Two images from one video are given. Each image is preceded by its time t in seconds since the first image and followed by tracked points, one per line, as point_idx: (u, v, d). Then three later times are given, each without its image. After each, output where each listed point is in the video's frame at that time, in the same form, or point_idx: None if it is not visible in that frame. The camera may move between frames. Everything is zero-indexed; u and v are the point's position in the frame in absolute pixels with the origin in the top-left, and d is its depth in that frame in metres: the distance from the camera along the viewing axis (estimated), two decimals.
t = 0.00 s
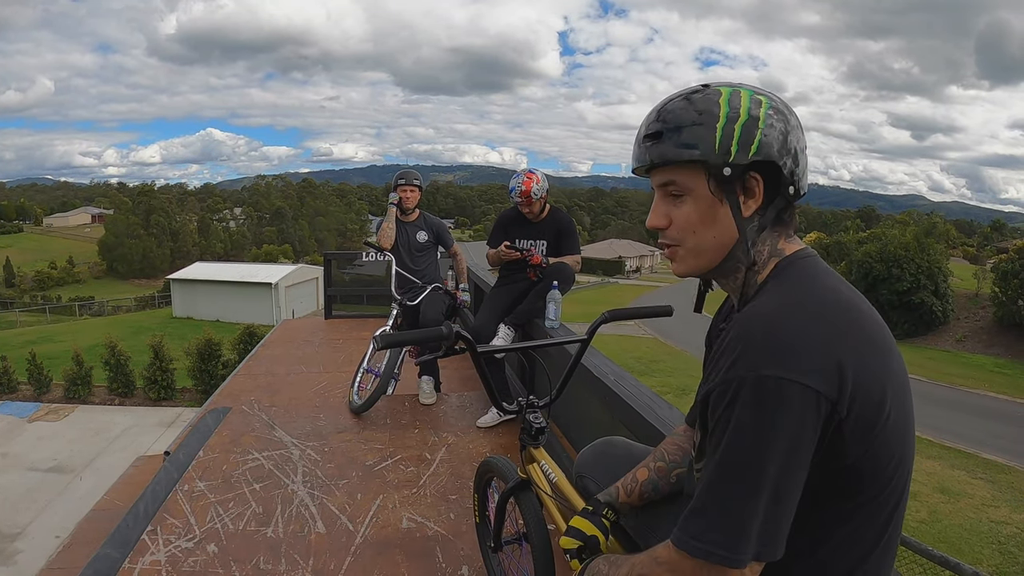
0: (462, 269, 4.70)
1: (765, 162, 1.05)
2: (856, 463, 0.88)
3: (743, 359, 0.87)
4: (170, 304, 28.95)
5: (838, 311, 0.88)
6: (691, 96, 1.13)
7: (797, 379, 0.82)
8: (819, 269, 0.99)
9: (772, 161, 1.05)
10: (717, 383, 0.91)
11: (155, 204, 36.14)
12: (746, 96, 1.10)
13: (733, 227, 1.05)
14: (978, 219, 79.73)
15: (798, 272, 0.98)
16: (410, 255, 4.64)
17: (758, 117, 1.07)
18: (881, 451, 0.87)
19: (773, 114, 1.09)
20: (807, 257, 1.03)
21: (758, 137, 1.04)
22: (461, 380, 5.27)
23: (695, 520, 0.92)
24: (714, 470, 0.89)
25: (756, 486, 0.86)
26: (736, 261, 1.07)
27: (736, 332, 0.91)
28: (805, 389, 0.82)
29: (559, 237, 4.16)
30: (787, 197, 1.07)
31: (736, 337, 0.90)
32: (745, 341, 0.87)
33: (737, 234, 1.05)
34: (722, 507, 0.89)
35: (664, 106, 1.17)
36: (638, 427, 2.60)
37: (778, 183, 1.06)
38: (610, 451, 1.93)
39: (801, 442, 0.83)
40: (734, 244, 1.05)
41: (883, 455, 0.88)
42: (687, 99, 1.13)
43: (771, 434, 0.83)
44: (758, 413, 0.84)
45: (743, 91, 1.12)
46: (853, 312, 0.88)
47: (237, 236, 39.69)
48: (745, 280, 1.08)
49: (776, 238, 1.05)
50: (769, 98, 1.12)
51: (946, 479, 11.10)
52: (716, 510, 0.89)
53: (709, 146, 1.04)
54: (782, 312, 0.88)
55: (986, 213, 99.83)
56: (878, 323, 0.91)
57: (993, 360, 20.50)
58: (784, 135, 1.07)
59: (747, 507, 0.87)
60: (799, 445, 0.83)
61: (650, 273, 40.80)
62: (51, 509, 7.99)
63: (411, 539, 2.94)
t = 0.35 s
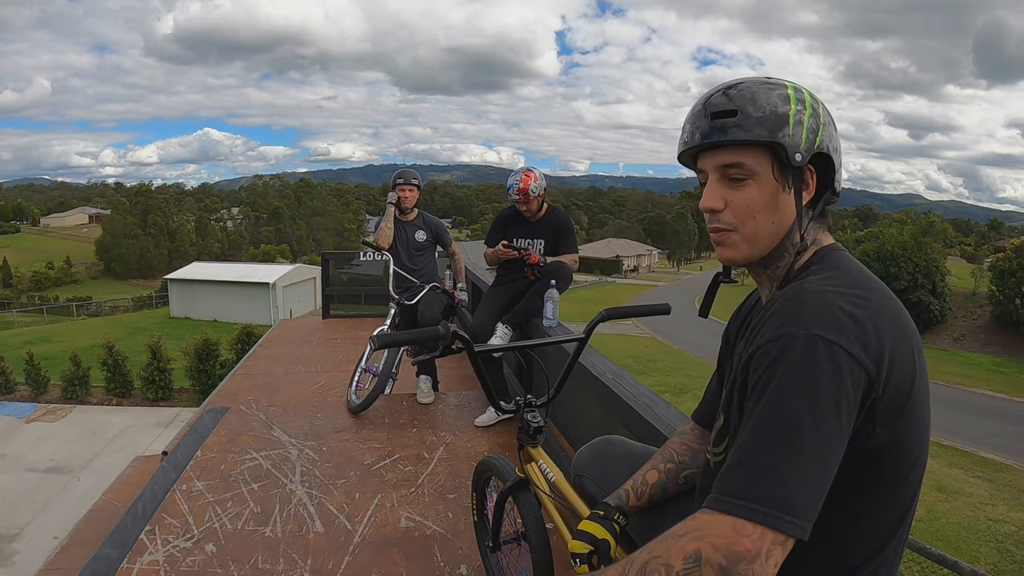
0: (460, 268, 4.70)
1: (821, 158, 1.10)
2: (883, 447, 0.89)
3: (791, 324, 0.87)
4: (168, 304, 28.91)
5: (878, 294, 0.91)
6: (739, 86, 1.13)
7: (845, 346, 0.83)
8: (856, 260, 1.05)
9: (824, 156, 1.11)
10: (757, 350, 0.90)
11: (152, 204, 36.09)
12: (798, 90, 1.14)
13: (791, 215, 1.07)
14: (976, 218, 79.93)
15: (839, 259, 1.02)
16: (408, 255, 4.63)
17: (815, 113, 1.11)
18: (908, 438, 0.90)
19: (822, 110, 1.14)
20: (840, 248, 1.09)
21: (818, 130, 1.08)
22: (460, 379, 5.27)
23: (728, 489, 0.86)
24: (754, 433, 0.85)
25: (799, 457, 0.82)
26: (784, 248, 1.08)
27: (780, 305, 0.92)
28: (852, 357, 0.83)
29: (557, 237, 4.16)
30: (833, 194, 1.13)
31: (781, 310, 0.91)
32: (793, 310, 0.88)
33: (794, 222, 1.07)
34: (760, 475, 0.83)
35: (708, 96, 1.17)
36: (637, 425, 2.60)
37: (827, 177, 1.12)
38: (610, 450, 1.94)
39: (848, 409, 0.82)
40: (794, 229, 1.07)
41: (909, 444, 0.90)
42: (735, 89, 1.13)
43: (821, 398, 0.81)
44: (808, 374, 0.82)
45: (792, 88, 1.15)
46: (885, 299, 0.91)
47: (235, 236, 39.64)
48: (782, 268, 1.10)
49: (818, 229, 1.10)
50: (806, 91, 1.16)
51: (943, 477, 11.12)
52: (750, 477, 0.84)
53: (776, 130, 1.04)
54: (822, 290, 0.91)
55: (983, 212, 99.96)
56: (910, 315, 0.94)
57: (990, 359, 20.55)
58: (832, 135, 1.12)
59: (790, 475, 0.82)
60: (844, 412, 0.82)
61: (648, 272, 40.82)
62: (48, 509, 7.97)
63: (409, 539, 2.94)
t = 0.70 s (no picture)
0: (456, 267, 4.69)
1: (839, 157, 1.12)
2: (890, 439, 0.90)
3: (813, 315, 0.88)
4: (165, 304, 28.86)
5: (885, 290, 0.94)
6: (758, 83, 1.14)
7: (867, 331, 0.85)
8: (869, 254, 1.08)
9: (842, 151, 1.14)
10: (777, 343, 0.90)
11: (149, 203, 35.99)
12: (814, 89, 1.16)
13: (811, 210, 1.09)
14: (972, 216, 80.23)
15: (852, 254, 1.05)
16: (404, 254, 4.62)
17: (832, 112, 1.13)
18: (914, 434, 0.92)
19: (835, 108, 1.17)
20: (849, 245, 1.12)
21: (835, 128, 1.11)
22: (456, 378, 5.26)
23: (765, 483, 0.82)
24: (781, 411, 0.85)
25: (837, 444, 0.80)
26: (805, 242, 1.11)
27: (795, 297, 0.93)
28: (873, 343, 0.85)
29: (553, 235, 4.14)
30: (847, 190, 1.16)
31: (798, 302, 0.92)
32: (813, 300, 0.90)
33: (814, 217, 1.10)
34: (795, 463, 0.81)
35: (724, 93, 1.18)
36: (632, 424, 2.61)
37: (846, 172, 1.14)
38: (604, 450, 1.94)
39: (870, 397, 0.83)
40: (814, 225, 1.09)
41: (914, 442, 0.92)
42: (752, 85, 1.14)
43: (846, 383, 0.82)
44: (833, 354, 0.84)
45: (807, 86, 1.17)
46: (895, 297, 0.94)
47: (232, 235, 39.56)
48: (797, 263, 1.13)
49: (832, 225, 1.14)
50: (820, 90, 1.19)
51: (940, 475, 11.15)
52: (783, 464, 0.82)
53: (799, 127, 1.06)
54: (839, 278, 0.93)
55: (979, 211, 100.34)
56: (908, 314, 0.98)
57: (987, 357, 20.62)
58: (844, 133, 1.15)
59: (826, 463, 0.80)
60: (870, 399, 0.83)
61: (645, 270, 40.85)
62: (45, 510, 7.94)
63: (405, 537, 2.94)
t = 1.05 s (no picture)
0: (453, 265, 4.69)
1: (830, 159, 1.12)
2: (873, 452, 0.93)
3: (792, 338, 0.90)
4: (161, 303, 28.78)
5: (879, 301, 0.93)
6: (745, 80, 1.14)
7: (849, 361, 0.86)
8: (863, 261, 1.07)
9: (835, 148, 1.13)
10: (758, 362, 0.93)
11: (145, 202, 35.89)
12: (805, 87, 1.15)
13: (801, 216, 1.09)
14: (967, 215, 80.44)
15: (841, 261, 1.04)
16: (400, 252, 4.62)
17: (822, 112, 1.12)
18: (905, 444, 0.94)
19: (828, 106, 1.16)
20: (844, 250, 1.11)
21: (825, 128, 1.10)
22: (452, 377, 5.26)
23: (740, 509, 0.89)
24: (756, 442, 0.90)
25: (806, 468, 0.86)
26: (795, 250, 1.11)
27: (778, 313, 0.95)
28: (857, 372, 0.86)
29: (550, 233, 4.13)
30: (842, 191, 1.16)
31: (778, 319, 0.94)
32: (794, 320, 0.91)
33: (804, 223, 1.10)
34: (765, 487, 0.88)
35: (711, 91, 1.19)
36: (628, 421, 2.62)
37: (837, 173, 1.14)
38: (598, 448, 1.93)
39: (849, 424, 0.86)
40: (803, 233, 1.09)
41: (906, 450, 0.94)
42: (739, 83, 1.15)
43: (826, 411, 0.85)
44: (809, 390, 0.86)
45: (799, 82, 1.16)
46: (890, 310, 0.94)
47: (228, 234, 39.48)
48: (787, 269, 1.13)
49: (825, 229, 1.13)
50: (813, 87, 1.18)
51: (936, 473, 11.20)
52: (757, 486, 0.89)
53: (783, 132, 1.06)
54: (828, 292, 0.93)
55: (975, 211, 100.70)
56: (906, 319, 0.98)
57: (982, 357, 20.68)
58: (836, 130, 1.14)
59: (796, 485, 0.86)
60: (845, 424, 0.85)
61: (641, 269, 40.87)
62: (41, 510, 7.92)
63: (402, 536, 2.94)
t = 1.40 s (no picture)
0: (450, 262, 4.68)
1: (797, 154, 1.10)
2: (863, 470, 0.95)
3: (769, 360, 0.94)
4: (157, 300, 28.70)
5: (865, 321, 0.95)
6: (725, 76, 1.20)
7: (823, 388, 0.90)
8: (844, 269, 1.05)
9: (813, 143, 1.11)
10: (736, 379, 0.98)
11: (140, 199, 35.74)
12: (785, 82, 1.15)
13: (748, 217, 1.13)
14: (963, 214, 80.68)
15: (828, 270, 1.05)
16: (397, 249, 4.61)
17: (798, 108, 1.12)
18: (892, 461, 0.96)
19: (814, 99, 1.14)
20: (832, 257, 1.09)
21: (786, 125, 1.10)
22: (449, 374, 5.26)
23: (708, 515, 0.96)
24: (729, 461, 0.95)
25: (772, 483, 0.92)
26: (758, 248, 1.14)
27: (759, 334, 0.99)
28: (832, 397, 0.89)
29: (546, 230, 4.14)
30: (820, 191, 1.12)
31: (759, 337, 0.98)
32: (772, 339, 0.96)
33: (759, 222, 1.13)
34: (735, 496, 0.94)
35: (706, 79, 1.25)
36: (624, 418, 2.62)
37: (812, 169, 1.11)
38: (595, 445, 1.91)
39: (820, 447, 0.90)
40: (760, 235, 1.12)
41: (892, 466, 0.97)
42: (735, 72, 1.20)
43: (795, 433, 0.89)
44: (779, 416, 0.90)
45: (785, 75, 1.16)
46: (877, 331, 0.95)
47: (224, 231, 39.40)
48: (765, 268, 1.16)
49: (801, 229, 1.12)
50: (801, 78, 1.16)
51: (931, 472, 11.24)
52: (729, 494, 0.94)
53: (727, 134, 1.12)
54: (808, 312, 0.97)
55: (971, 210, 101.00)
56: (899, 336, 0.98)
57: (977, 356, 20.78)
58: (830, 122, 1.13)
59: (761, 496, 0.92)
60: (817, 445, 0.89)
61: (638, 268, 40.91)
62: (36, 507, 7.90)
63: (398, 533, 2.95)
